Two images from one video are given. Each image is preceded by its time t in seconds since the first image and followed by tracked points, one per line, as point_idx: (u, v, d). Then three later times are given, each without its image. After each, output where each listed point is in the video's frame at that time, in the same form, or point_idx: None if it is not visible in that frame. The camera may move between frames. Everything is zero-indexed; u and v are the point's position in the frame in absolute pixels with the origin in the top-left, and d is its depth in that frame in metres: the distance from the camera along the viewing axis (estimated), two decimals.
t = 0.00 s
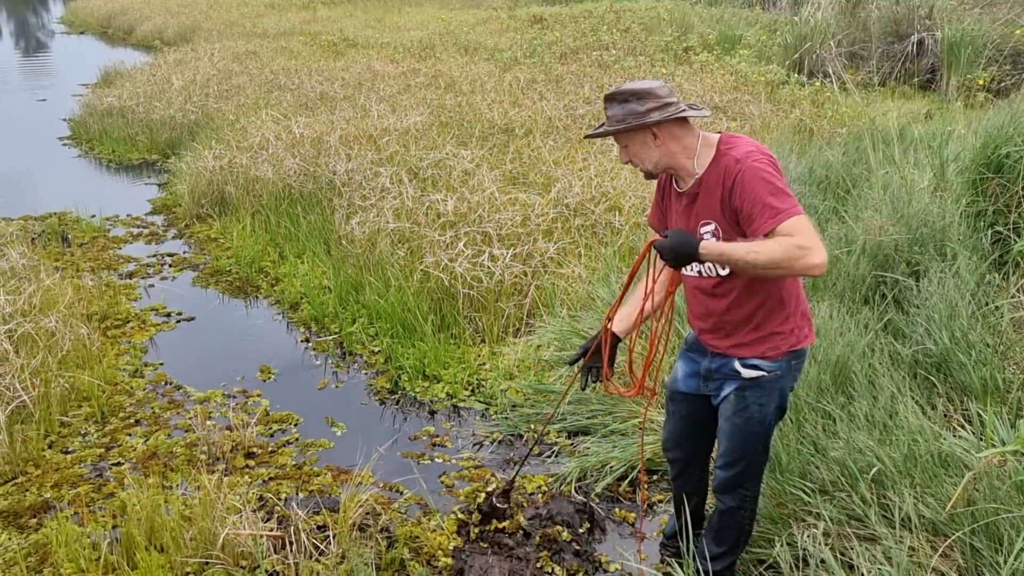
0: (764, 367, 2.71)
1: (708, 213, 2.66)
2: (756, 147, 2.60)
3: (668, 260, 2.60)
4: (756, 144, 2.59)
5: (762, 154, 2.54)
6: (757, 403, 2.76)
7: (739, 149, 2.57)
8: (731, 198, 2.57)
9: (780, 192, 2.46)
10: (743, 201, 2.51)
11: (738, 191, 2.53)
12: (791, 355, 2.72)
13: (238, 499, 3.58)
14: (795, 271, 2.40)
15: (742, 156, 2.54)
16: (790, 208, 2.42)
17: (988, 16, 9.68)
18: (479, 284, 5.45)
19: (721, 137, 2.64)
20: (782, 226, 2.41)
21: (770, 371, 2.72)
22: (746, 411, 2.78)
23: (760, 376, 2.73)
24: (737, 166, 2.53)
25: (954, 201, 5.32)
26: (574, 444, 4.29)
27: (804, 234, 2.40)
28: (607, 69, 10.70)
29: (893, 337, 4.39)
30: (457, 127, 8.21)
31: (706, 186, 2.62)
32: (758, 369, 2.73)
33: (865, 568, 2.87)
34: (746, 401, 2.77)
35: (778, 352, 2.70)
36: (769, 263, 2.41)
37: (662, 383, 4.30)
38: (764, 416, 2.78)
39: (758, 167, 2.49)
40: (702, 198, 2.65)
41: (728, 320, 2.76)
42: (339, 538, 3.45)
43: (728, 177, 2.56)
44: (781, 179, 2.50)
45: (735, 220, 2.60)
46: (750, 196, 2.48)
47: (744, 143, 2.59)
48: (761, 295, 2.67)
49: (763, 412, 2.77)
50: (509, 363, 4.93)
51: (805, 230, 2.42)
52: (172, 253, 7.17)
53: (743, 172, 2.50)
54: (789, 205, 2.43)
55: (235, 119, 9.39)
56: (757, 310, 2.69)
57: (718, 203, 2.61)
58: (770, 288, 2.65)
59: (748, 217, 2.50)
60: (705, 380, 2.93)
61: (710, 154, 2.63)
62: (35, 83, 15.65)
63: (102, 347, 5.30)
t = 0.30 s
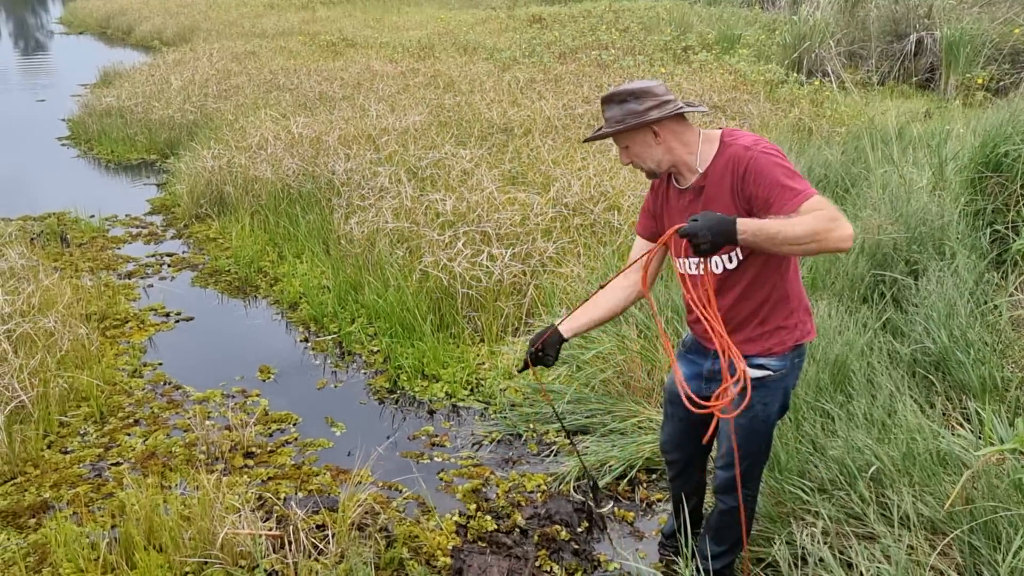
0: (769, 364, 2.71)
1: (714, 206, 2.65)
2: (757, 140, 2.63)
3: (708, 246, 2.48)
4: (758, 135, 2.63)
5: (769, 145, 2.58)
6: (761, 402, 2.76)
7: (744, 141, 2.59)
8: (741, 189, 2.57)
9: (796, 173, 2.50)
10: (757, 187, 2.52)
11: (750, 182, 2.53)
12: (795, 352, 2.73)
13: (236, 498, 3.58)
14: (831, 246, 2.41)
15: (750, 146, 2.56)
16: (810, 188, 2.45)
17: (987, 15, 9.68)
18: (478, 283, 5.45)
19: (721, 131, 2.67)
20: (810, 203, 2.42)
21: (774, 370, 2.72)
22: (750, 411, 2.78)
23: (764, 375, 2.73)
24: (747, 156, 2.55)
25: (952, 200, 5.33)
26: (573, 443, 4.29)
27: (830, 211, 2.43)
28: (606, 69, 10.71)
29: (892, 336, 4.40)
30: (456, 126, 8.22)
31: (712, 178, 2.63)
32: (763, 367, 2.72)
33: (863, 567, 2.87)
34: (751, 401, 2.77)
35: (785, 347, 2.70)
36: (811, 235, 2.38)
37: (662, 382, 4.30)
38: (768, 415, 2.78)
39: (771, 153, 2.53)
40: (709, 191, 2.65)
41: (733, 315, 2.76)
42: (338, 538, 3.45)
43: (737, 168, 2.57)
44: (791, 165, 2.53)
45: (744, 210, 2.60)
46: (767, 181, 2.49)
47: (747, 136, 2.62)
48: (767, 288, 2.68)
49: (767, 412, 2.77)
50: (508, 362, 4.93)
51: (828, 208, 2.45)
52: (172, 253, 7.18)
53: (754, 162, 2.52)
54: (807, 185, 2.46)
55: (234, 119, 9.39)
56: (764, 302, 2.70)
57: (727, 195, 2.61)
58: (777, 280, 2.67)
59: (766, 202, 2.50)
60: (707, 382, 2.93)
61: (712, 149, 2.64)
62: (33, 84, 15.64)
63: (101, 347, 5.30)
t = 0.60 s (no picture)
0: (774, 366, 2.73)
1: (721, 209, 2.66)
2: (763, 143, 2.64)
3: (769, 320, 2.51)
4: (763, 140, 2.65)
5: (777, 147, 2.59)
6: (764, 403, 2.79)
7: (752, 145, 2.61)
8: (752, 193, 2.58)
9: (809, 173, 2.50)
10: (771, 191, 2.52)
11: (761, 185, 2.54)
12: (796, 355, 2.77)
13: (237, 498, 3.58)
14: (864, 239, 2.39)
15: (760, 150, 2.57)
16: (826, 187, 2.45)
17: (989, 14, 9.66)
18: (479, 282, 5.45)
19: (728, 135, 2.67)
20: (829, 202, 2.42)
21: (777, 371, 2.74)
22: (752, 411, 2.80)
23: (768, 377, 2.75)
24: (757, 159, 2.56)
25: (953, 199, 5.33)
26: (574, 443, 4.29)
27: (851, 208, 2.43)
28: (607, 68, 10.70)
29: (893, 335, 4.40)
30: (457, 126, 8.21)
31: (720, 182, 2.63)
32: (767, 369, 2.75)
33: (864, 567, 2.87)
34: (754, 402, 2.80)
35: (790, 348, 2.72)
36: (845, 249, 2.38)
37: (663, 381, 4.30)
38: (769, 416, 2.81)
39: (783, 156, 2.53)
40: (716, 194, 2.65)
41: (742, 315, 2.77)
42: (339, 537, 3.45)
43: (748, 171, 2.57)
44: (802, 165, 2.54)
45: (754, 213, 2.61)
46: (782, 184, 2.49)
47: (754, 139, 2.64)
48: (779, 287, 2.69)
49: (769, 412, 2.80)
50: (509, 362, 4.93)
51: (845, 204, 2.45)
52: (173, 252, 7.18)
53: (765, 165, 2.53)
54: (822, 185, 2.46)
55: (235, 118, 9.39)
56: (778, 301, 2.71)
57: (738, 200, 2.61)
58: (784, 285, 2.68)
59: (781, 206, 2.50)
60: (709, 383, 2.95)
61: (718, 154, 2.65)
62: (34, 84, 15.64)
63: (102, 347, 5.30)
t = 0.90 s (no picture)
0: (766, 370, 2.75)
1: (719, 221, 2.68)
2: (769, 158, 2.60)
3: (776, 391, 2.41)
4: (771, 154, 2.61)
5: (781, 167, 2.55)
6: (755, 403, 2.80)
7: (755, 160, 2.58)
8: (748, 211, 2.57)
9: (805, 202, 2.45)
10: (765, 214, 2.50)
11: (756, 205, 2.53)
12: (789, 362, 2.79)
13: (238, 496, 3.58)
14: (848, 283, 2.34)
15: (760, 168, 2.55)
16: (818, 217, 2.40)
17: (988, 11, 9.64)
18: (479, 280, 5.45)
19: (737, 144, 2.66)
20: (816, 235, 2.38)
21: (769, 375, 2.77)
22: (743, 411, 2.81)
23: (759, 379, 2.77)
24: (757, 176, 2.54)
25: (954, 196, 5.33)
26: (574, 440, 4.29)
27: (840, 244, 2.36)
28: (606, 65, 10.69)
29: (893, 332, 4.40)
30: (457, 123, 8.21)
31: (720, 194, 2.64)
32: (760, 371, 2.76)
33: (865, 563, 2.87)
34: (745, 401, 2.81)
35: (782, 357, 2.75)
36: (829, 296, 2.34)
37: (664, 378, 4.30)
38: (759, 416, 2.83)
39: (780, 180, 2.49)
40: (715, 205, 2.66)
41: (733, 323, 2.81)
42: (339, 534, 3.45)
43: (746, 187, 2.56)
44: (802, 188, 2.49)
45: (749, 230, 2.61)
46: (775, 208, 2.47)
47: (761, 153, 2.61)
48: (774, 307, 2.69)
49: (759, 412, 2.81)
50: (510, 359, 4.93)
51: (837, 238, 2.39)
52: (173, 250, 7.17)
53: (761, 186, 2.50)
54: (816, 214, 2.41)
55: (234, 116, 9.38)
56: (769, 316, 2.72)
57: (734, 215, 2.62)
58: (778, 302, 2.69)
59: (772, 229, 2.48)
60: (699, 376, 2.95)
61: (723, 164, 2.65)
62: (33, 82, 15.61)
63: (102, 344, 5.30)
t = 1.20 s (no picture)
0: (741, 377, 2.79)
1: (706, 241, 2.68)
2: (757, 182, 2.57)
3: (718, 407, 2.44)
4: (760, 177, 2.58)
5: (766, 193, 2.50)
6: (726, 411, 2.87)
7: (741, 185, 2.56)
8: (729, 233, 2.57)
9: (781, 229, 2.41)
10: (743, 238, 2.49)
11: (736, 230, 2.52)
12: (766, 375, 2.80)
13: (240, 492, 3.58)
14: (811, 316, 2.31)
15: (744, 194, 2.52)
16: (793, 246, 2.36)
17: (989, 7, 9.63)
18: (481, 276, 5.45)
19: (727, 166, 2.64)
20: (786, 266, 2.35)
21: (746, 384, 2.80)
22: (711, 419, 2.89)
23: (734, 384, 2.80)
24: (740, 202, 2.52)
25: (956, 191, 5.32)
26: (575, 436, 4.29)
27: (811, 276, 2.33)
28: (607, 61, 10.68)
29: (895, 328, 4.40)
30: (457, 120, 8.20)
31: (706, 216, 2.64)
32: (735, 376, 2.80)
33: (867, 559, 2.88)
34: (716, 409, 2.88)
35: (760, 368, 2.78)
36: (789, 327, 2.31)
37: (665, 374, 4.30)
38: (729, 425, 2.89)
39: (760, 208, 2.46)
40: (701, 224, 2.68)
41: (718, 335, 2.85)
42: (342, 530, 3.46)
43: (729, 212, 2.55)
44: (784, 216, 2.45)
45: (731, 252, 2.61)
46: (753, 235, 2.45)
47: (749, 178, 2.57)
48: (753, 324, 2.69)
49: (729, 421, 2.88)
50: (511, 355, 4.93)
51: (809, 268, 2.34)
52: (173, 247, 7.17)
53: (742, 211, 2.49)
54: (791, 243, 2.37)
55: (235, 112, 9.37)
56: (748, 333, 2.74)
57: (717, 236, 2.62)
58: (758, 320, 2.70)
59: (748, 254, 2.47)
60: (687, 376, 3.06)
61: (712, 184, 2.65)
62: (32, 79, 15.59)
63: (104, 341, 5.30)
